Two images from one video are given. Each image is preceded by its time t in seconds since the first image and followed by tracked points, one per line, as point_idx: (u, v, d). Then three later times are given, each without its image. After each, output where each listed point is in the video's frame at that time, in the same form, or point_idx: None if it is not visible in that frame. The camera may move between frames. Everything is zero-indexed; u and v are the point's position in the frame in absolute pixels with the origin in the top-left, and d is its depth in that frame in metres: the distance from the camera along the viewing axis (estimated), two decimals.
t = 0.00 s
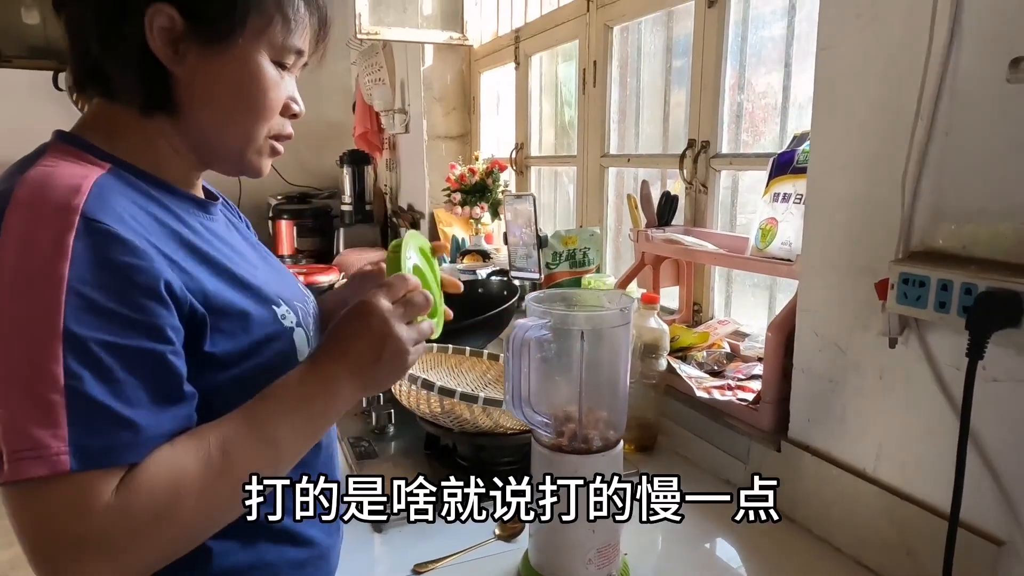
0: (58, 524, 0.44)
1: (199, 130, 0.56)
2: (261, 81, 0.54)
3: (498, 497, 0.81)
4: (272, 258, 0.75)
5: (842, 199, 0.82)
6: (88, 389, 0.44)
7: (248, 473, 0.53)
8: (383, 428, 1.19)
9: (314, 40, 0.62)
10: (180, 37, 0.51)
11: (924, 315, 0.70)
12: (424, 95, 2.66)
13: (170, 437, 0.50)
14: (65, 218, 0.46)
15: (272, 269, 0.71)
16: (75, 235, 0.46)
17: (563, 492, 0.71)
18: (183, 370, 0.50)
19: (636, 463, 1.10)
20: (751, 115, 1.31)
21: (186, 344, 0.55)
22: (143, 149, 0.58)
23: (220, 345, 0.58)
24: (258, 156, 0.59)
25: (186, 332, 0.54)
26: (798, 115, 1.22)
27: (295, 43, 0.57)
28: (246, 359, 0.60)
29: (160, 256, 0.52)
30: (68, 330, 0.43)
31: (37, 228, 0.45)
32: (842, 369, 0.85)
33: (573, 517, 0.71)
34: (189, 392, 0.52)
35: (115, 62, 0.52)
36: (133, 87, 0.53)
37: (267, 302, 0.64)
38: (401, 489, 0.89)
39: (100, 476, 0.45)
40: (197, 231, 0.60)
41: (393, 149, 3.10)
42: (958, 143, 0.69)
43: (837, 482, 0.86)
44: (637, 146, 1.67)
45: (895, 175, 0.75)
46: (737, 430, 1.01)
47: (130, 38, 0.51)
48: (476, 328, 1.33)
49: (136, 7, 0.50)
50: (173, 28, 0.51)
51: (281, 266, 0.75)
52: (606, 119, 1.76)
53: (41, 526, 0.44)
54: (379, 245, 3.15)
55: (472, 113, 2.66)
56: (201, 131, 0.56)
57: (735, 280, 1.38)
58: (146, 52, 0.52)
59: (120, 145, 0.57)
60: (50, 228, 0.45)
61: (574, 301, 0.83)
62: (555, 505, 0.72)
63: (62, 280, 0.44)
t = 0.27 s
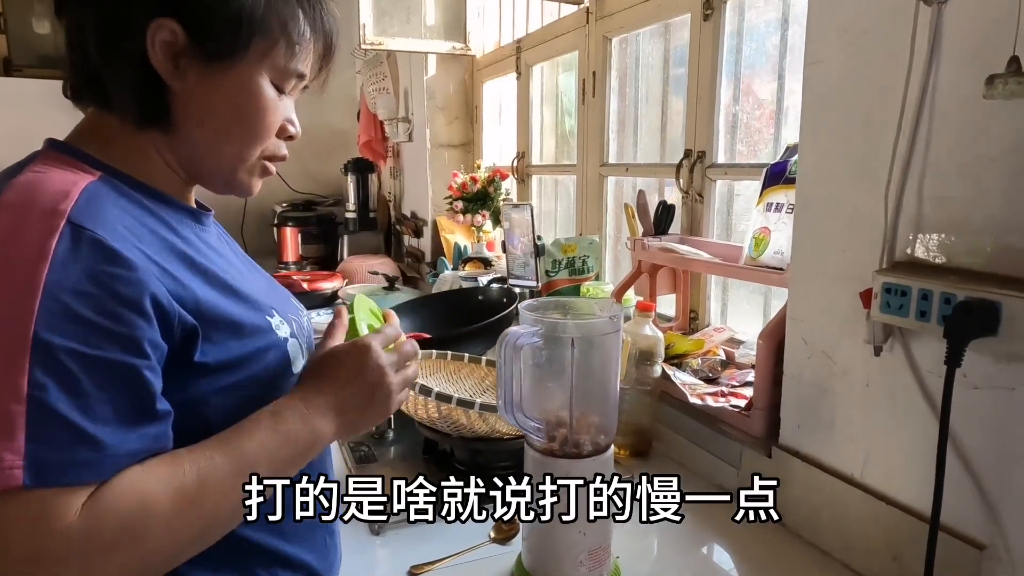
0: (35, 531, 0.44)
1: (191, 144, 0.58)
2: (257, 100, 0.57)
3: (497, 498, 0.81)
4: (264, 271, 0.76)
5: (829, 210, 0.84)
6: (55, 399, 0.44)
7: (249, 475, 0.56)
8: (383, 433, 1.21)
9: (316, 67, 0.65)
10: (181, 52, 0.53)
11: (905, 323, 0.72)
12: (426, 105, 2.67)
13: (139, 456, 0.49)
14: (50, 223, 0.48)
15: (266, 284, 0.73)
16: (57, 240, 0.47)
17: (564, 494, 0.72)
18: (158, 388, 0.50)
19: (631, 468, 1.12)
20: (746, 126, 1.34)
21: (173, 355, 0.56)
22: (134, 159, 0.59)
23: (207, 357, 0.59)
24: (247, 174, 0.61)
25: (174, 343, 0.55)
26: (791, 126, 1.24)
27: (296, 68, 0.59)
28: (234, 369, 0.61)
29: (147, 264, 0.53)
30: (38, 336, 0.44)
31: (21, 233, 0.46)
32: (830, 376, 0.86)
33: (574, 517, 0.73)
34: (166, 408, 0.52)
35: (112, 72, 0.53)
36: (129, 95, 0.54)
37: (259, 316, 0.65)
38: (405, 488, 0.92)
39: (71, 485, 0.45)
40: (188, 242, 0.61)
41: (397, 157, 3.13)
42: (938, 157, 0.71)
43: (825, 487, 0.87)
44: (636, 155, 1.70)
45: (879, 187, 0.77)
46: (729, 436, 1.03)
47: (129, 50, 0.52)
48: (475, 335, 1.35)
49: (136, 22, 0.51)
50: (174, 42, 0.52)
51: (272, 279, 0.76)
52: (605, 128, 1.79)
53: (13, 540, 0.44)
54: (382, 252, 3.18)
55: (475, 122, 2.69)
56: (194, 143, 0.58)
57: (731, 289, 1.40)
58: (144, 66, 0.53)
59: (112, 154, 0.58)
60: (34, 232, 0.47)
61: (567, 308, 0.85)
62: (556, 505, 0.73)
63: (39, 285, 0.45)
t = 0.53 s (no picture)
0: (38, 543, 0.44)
1: (193, 161, 0.59)
2: (263, 122, 0.58)
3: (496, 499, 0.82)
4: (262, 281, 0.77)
5: (820, 217, 0.86)
6: (64, 411, 0.44)
7: (249, 475, 0.54)
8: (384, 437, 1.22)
9: (322, 90, 0.67)
10: (188, 69, 0.54)
11: (894, 328, 0.73)
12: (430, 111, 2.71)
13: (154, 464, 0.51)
14: (43, 234, 0.47)
15: (260, 293, 0.73)
16: (52, 251, 0.47)
17: (564, 494, 0.74)
18: (162, 397, 0.51)
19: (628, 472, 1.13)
20: (744, 134, 1.35)
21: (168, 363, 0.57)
22: (137, 178, 0.60)
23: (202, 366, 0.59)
24: (249, 193, 0.63)
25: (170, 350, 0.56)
26: (787, 134, 1.26)
27: (302, 90, 0.61)
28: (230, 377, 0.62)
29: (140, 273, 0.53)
30: (41, 349, 0.44)
31: (15, 244, 0.46)
32: (823, 381, 0.88)
33: (574, 517, 0.74)
34: (170, 417, 0.53)
35: (117, 86, 0.54)
36: (133, 109, 0.55)
37: (253, 326, 0.66)
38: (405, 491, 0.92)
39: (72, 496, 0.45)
40: (178, 252, 0.61)
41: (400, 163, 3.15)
42: (926, 166, 0.72)
43: (818, 490, 0.88)
44: (636, 162, 1.71)
45: (869, 195, 0.79)
46: (725, 440, 1.04)
47: (136, 66, 0.53)
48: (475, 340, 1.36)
49: (145, 38, 0.52)
50: (183, 59, 0.53)
51: (266, 288, 0.77)
52: (605, 135, 1.80)
53: (17, 557, 0.43)
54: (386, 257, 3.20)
55: (478, 129, 2.72)
56: (197, 159, 0.59)
57: (729, 294, 1.41)
58: (151, 82, 0.53)
59: (108, 166, 0.59)
60: (28, 243, 0.47)
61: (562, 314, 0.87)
62: (556, 505, 0.74)
63: (39, 298, 0.45)
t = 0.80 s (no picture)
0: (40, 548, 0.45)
1: (197, 160, 0.60)
2: (264, 117, 0.59)
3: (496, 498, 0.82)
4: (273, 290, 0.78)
5: (815, 223, 0.87)
6: (69, 428, 0.45)
7: (248, 475, 0.56)
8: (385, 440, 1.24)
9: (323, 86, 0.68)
10: (188, 68, 0.55)
11: (887, 332, 0.74)
12: (433, 117, 2.73)
13: (154, 484, 0.51)
14: (56, 249, 0.48)
15: (271, 303, 0.74)
16: (63, 268, 0.48)
17: (564, 494, 0.75)
18: (168, 415, 0.52)
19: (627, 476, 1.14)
20: (743, 140, 1.36)
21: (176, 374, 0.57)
22: (139, 176, 0.61)
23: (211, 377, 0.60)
24: (250, 191, 0.64)
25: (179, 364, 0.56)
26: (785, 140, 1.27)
27: (304, 86, 0.62)
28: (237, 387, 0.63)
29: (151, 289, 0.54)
30: (48, 366, 0.45)
31: (28, 259, 0.47)
32: (818, 384, 0.88)
33: (574, 517, 0.75)
34: (173, 435, 0.53)
35: (119, 89, 0.55)
36: (137, 112, 0.56)
37: (264, 338, 0.67)
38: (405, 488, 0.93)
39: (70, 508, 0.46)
40: (189, 263, 0.62)
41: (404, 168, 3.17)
42: (918, 171, 0.73)
43: (814, 493, 0.89)
44: (636, 168, 1.73)
45: (862, 200, 0.80)
46: (722, 444, 1.05)
47: (138, 68, 0.54)
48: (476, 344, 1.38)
49: (145, 39, 0.53)
50: (182, 59, 0.54)
51: (274, 294, 0.78)
52: (606, 141, 1.82)
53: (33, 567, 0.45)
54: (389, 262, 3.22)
55: (480, 135, 2.73)
56: (201, 163, 0.60)
57: (728, 299, 1.42)
58: (153, 82, 0.55)
59: (114, 172, 0.60)
60: (41, 258, 0.47)
61: (558, 317, 0.88)
62: (556, 505, 0.75)
63: (50, 314, 0.46)
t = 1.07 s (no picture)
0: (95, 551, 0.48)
1: (212, 164, 0.61)
2: (278, 123, 0.60)
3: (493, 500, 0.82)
4: (281, 292, 0.79)
5: (813, 227, 0.88)
6: (123, 433, 0.48)
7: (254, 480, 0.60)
8: (387, 441, 1.25)
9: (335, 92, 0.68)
10: (203, 72, 0.56)
11: (883, 335, 0.75)
12: (436, 121, 2.74)
13: (201, 481, 0.54)
14: (94, 260, 0.50)
15: (283, 305, 0.75)
16: (105, 277, 0.49)
17: (564, 493, 0.75)
18: (208, 414, 0.55)
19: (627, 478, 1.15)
20: (744, 145, 1.37)
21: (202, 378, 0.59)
22: (155, 182, 0.61)
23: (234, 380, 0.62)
24: (260, 199, 0.65)
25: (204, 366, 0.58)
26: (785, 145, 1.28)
27: (316, 91, 0.63)
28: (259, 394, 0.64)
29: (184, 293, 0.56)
30: (102, 373, 0.47)
31: (68, 270, 0.49)
32: (816, 387, 0.89)
33: (573, 516, 0.76)
34: (215, 435, 0.56)
35: (135, 93, 0.56)
36: (152, 115, 0.57)
37: (281, 339, 0.68)
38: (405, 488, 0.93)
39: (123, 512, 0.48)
40: (210, 267, 0.63)
41: (407, 172, 3.19)
42: (914, 176, 0.74)
43: (812, 495, 0.90)
44: (638, 172, 1.74)
45: (859, 204, 0.81)
46: (722, 446, 1.05)
47: (153, 72, 0.55)
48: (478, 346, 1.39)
49: (161, 42, 0.54)
50: (197, 63, 0.55)
51: (285, 297, 0.79)
52: (608, 145, 1.83)
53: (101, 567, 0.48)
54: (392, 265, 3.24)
55: (483, 139, 2.75)
56: (216, 168, 0.61)
57: (729, 303, 1.43)
58: (168, 85, 0.55)
59: (129, 177, 0.60)
60: (81, 268, 0.49)
61: (558, 321, 0.89)
62: (556, 505, 0.76)
63: (97, 324, 0.48)
